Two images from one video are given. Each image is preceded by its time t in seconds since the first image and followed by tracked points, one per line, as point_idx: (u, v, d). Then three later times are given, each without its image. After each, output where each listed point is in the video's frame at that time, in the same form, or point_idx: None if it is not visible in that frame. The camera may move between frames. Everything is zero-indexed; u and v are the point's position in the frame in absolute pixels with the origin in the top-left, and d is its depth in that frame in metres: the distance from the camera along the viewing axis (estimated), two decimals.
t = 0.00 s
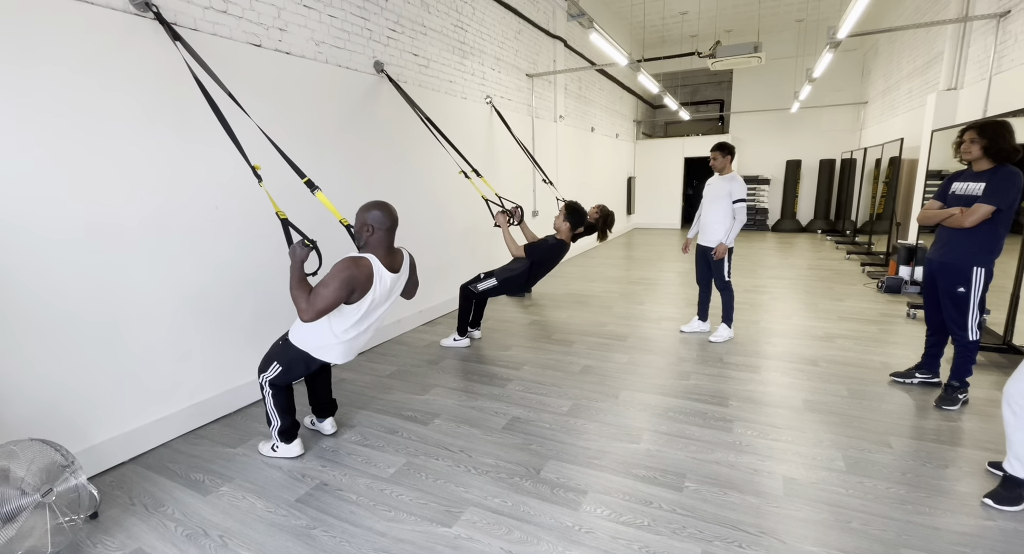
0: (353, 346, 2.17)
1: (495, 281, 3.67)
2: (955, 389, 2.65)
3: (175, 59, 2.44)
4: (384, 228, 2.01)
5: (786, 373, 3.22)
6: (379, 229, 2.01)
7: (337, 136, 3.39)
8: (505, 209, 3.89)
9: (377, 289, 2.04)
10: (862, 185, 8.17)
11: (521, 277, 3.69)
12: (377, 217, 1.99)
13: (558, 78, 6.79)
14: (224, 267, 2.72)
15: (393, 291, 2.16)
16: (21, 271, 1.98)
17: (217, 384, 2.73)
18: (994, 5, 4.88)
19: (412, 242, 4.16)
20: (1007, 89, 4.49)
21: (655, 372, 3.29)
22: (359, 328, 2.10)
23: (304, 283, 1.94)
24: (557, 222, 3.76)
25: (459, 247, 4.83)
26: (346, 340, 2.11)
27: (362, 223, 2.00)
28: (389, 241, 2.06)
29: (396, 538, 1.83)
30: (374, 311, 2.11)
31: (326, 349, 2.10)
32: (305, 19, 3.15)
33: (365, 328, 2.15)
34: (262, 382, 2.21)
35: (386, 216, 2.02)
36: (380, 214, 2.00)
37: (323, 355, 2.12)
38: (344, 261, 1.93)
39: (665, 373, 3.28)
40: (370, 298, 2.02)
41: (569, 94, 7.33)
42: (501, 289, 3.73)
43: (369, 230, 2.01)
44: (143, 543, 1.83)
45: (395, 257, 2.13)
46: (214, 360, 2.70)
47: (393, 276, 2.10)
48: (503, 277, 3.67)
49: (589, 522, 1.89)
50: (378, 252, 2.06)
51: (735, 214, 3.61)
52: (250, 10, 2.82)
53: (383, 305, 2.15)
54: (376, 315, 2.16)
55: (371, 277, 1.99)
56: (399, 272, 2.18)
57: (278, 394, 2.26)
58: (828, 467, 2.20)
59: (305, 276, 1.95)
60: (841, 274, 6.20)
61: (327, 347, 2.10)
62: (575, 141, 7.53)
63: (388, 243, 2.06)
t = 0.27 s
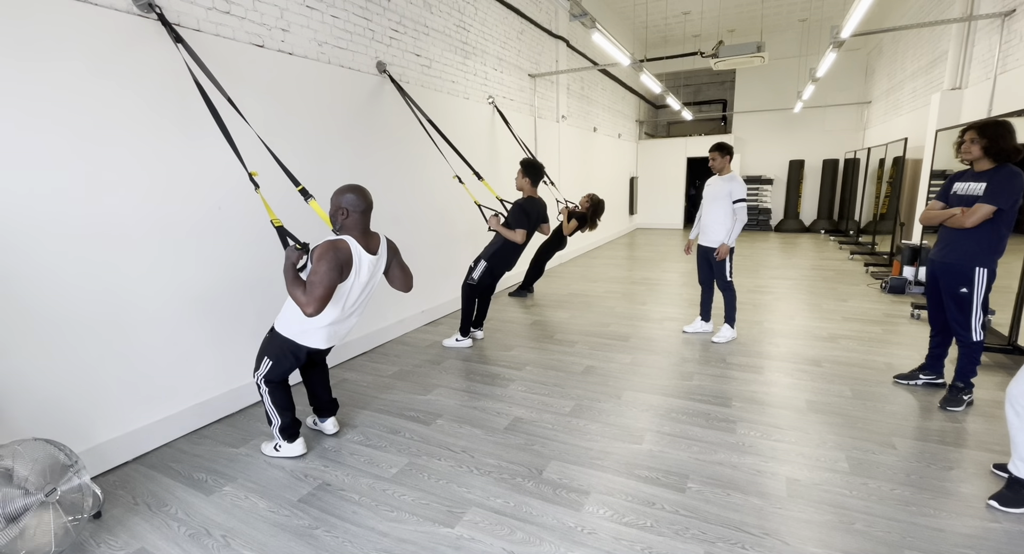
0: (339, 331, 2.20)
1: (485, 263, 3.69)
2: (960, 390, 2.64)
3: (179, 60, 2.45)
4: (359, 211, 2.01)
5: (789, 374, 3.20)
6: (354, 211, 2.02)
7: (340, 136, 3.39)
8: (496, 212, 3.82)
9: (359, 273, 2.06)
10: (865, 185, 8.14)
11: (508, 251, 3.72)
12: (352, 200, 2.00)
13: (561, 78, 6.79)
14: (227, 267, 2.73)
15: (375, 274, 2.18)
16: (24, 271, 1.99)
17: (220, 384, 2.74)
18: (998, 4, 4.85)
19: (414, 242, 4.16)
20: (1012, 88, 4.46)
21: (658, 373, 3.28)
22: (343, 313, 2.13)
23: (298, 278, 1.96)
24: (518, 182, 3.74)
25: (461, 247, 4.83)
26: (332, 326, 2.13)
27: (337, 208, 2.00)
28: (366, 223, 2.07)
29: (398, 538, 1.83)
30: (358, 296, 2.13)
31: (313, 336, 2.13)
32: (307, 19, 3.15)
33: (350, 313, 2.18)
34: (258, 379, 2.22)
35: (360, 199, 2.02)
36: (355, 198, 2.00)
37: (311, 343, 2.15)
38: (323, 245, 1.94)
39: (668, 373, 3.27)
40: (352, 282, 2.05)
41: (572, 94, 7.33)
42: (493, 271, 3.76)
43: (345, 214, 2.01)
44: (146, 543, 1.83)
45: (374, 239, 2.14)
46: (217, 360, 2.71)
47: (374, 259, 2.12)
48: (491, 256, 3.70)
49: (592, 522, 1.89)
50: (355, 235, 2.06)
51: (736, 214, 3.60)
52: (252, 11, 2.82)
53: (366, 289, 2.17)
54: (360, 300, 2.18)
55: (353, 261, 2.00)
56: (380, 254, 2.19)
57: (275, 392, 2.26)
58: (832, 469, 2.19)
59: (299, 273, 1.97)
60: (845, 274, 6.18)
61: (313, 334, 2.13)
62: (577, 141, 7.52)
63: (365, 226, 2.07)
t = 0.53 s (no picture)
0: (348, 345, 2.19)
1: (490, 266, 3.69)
2: (962, 390, 2.63)
3: (181, 61, 2.45)
4: (375, 225, 2.00)
5: (791, 374, 3.20)
6: (370, 225, 2.01)
7: (341, 137, 3.39)
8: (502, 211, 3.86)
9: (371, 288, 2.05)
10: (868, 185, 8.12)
11: (513, 256, 3.72)
12: (368, 214, 1.98)
13: (562, 78, 6.78)
14: (228, 267, 2.73)
15: (387, 289, 2.16)
16: (25, 271, 1.99)
17: (222, 385, 2.74)
18: (1002, 2, 4.83)
19: (416, 242, 4.16)
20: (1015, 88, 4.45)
21: (659, 373, 3.28)
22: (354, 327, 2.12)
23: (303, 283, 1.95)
24: (525, 187, 3.77)
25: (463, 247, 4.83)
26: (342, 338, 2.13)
27: (353, 220, 1.99)
28: (380, 238, 2.05)
29: (400, 539, 1.83)
30: (369, 311, 2.12)
31: (323, 348, 2.12)
32: (309, 20, 3.16)
33: (361, 327, 2.17)
34: (260, 380, 2.22)
35: (378, 214, 2.01)
36: (372, 212, 1.99)
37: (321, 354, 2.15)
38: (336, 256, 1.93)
39: (669, 374, 3.27)
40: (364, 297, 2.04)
41: (573, 94, 7.32)
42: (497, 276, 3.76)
43: (361, 227, 2.00)
44: (148, 543, 1.84)
45: (387, 254, 2.13)
46: (219, 361, 2.71)
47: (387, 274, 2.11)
48: (496, 260, 3.69)
49: (594, 523, 1.88)
50: (369, 249, 2.05)
51: (737, 214, 3.60)
52: (254, 11, 2.83)
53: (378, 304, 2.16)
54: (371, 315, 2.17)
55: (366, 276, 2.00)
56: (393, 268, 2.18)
57: (277, 393, 2.26)
58: (835, 469, 2.18)
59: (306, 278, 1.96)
60: (847, 274, 6.16)
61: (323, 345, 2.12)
62: (579, 141, 7.51)
63: (379, 241, 2.06)
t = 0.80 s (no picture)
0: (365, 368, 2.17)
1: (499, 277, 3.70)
2: (964, 390, 2.62)
3: (181, 61, 2.46)
4: (409, 260, 1.99)
5: (793, 374, 3.19)
6: (404, 260, 1.99)
7: (342, 137, 3.39)
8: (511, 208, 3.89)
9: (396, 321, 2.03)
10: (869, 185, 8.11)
11: (524, 271, 3.71)
12: (403, 249, 1.97)
13: (563, 78, 6.78)
14: (229, 266, 2.73)
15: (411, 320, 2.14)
16: (26, 270, 1.99)
17: (223, 384, 2.74)
18: (1004, 1, 4.82)
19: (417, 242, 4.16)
20: (1017, 87, 4.44)
21: (660, 373, 3.28)
22: (374, 353, 2.10)
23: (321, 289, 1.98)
24: (549, 206, 3.73)
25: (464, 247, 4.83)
26: (360, 363, 2.11)
27: (387, 252, 1.98)
28: (412, 272, 2.03)
29: (401, 539, 1.82)
30: (390, 340, 2.10)
31: (340, 370, 2.11)
32: (311, 20, 3.16)
33: (380, 354, 2.14)
34: (267, 382, 2.23)
35: (413, 250, 1.99)
36: (407, 248, 1.97)
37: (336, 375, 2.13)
38: (367, 289, 1.93)
39: (670, 374, 3.26)
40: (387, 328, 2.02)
41: (574, 94, 7.32)
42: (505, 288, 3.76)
43: (394, 260, 1.99)
44: (149, 543, 1.84)
45: (419, 287, 2.11)
46: (220, 360, 2.71)
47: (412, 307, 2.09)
48: (508, 272, 3.69)
49: (594, 523, 1.88)
50: (401, 283, 2.03)
51: (739, 214, 3.59)
52: (255, 11, 2.83)
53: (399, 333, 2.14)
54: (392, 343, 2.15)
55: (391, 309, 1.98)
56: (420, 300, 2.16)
57: (281, 395, 2.26)
58: (836, 470, 2.18)
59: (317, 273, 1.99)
60: (849, 274, 6.16)
61: (340, 368, 2.10)
62: (580, 141, 7.51)
63: (411, 276, 2.04)
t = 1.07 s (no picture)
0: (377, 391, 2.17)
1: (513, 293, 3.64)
2: (965, 390, 2.62)
3: (182, 61, 2.46)
4: (433, 305, 1.94)
5: (794, 374, 3.19)
6: (428, 303, 1.94)
7: (342, 137, 3.39)
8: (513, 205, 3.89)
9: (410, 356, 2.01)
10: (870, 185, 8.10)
11: (541, 293, 3.58)
12: (428, 292, 1.91)
13: (564, 78, 6.77)
14: (230, 266, 2.73)
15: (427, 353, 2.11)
16: (27, 270, 1.99)
17: (224, 384, 2.74)
18: (1005, 1, 4.82)
19: (417, 242, 4.16)
20: (1018, 87, 4.43)
21: (661, 373, 3.27)
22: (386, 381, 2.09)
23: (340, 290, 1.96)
24: (573, 233, 3.53)
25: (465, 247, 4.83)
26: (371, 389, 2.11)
27: (413, 294, 1.92)
28: (435, 313, 1.99)
29: (401, 539, 1.82)
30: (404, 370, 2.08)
31: (351, 392, 2.11)
32: (311, 20, 3.16)
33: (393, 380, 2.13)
34: (274, 384, 2.25)
35: (439, 295, 1.93)
36: (433, 292, 1.91)
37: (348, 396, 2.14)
38: (385, 324, 1.92)
39: (671, 373, 3.26)
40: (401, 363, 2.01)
41: (575, 94, 7.32)
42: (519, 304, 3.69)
43: (418, 300, 1.94)
44: (150, 542, 1.84)
45: (440, 325, 2.07)
46: (220, 360, 2.70)
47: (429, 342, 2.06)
48: (523, 292, 3.59)
49: (595, 523, 1.88)
50: (421, 321, 2.00)
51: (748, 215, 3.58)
52: (256, 11, 2.83)
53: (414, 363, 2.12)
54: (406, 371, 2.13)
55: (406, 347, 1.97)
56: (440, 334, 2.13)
57: (286, 397, 2.27)
58: (837, 470, 2.17)
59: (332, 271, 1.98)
60: (850, 274, 6.15)
61: (351, 391, 2.11)
62: (580, 141, 7.50)
63: (433, 315, 1.99)
